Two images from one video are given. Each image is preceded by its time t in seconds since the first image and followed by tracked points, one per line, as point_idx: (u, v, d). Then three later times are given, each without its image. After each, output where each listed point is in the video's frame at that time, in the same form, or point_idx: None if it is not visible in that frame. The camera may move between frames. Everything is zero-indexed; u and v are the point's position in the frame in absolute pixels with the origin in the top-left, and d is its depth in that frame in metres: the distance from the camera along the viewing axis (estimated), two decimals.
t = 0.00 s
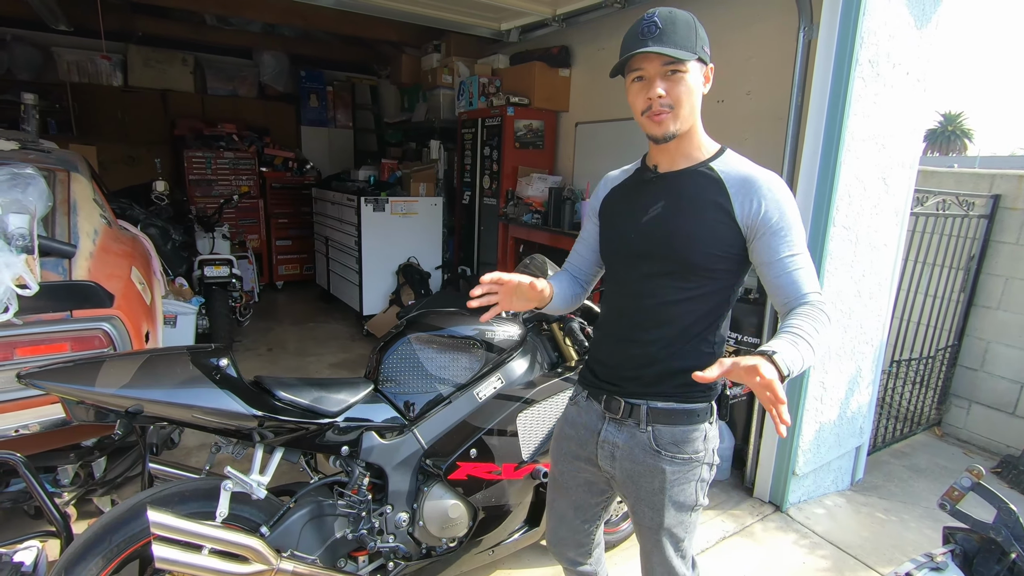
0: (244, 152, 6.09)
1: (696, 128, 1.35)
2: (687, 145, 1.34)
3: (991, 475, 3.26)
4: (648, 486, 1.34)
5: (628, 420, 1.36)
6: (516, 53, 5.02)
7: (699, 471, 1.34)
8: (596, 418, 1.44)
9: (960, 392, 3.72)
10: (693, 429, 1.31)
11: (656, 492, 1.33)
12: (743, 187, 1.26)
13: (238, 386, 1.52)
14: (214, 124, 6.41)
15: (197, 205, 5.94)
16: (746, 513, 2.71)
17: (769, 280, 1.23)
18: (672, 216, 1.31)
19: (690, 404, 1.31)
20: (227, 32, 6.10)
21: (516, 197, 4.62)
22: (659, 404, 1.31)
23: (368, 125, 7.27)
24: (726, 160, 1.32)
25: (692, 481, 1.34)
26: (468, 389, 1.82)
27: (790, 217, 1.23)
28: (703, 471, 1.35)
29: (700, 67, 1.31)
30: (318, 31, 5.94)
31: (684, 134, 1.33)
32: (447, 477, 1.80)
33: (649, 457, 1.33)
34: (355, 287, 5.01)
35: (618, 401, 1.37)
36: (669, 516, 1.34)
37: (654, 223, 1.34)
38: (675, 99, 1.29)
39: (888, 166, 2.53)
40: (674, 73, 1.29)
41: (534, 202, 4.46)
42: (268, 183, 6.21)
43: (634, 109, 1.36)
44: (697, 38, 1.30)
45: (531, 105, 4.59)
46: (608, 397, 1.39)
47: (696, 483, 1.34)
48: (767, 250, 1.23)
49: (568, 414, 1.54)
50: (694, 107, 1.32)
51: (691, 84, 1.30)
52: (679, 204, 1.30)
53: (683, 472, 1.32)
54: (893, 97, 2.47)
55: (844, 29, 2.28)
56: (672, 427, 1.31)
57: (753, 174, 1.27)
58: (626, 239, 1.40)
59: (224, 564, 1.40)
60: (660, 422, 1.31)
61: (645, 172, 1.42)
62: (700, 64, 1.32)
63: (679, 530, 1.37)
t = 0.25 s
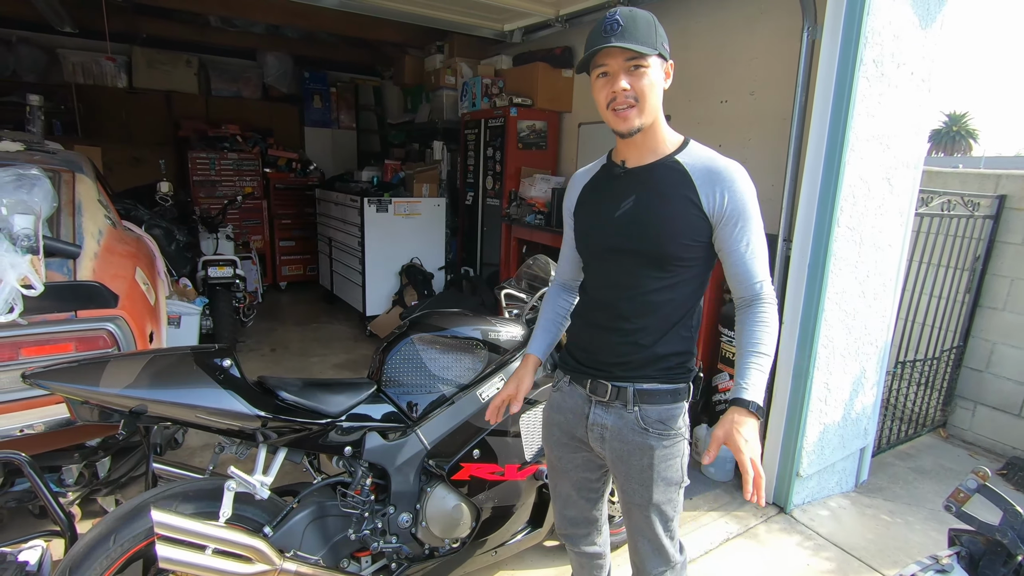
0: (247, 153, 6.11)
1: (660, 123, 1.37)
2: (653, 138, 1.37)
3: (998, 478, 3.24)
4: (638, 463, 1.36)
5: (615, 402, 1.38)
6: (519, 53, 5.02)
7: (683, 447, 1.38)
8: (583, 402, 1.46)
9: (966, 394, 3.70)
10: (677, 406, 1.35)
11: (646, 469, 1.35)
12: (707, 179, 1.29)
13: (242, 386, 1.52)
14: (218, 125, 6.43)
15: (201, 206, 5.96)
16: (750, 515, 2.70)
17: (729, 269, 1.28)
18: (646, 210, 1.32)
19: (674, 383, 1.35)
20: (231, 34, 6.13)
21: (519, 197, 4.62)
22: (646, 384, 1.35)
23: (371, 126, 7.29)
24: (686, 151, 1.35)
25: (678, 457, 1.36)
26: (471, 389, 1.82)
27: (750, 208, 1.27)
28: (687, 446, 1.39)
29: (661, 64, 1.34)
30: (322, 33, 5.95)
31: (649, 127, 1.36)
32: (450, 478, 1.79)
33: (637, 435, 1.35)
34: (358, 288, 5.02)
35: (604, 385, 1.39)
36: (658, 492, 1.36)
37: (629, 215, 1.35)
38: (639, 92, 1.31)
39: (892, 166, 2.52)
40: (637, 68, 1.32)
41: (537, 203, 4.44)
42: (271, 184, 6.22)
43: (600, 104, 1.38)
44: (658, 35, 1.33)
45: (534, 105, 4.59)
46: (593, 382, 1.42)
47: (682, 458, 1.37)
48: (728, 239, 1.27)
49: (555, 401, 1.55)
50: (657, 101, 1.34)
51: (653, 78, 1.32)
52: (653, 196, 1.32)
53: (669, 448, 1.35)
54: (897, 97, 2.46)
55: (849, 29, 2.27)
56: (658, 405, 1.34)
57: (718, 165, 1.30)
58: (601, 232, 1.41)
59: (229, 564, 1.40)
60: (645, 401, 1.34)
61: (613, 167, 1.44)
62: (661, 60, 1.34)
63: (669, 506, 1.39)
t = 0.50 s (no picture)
0: (251, 154, 6.12)
1: (629, 127, 1.36)
2: (626, 144, 1.37)
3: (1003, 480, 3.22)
4: (639, 444, 1.37)
5: (616, 387, 1.39)
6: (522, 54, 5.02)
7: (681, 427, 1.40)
8: (584, 388, 1.47)
9: (972, 395, 3.68)
10: (677, 388, 1.37)
11: (648, 450, 1.36)
12: (687, 172, 1.29)
13: (243, 386, 1.52)
14: (221, 125, 6.44)
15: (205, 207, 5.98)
16: (753, 516, 2.69)
17: (709, 260, 1.31)
18: (631, 209, 1.32)
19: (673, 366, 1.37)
20: (235, 35, 6.15)
21: (521, 198, 4.62)
22: (647, 367, 1.36)
23: (374, 127, 7.30)
24: (665, 146, 1.35)
25: (678, 437, 1.39)
26: (474, 390, 1.82)
27: (728, 199, 1.28)
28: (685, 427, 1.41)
29: (618, 70, 1.31)
30: (326, 34, 5.96)
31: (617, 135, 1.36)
32: (453, 479, 1.79)
33: (638, 417, 1.37)
34: (361, 288, 5.03)
35: (606, 370, 1.40)
36: (659, 472, 1.38)
37: (616, 214, 1.35)
38: (597, 110, 1.32)
39: (897, 166, 2.51)
40: (590, 87, 1.30)
41: (539, 204, 4.44)
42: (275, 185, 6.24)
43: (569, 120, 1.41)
44: (607, 44, 1.28)
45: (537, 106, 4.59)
46: (593, 369, 1.42)
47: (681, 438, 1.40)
48: (708, 231, 1.29)
49: (557, 390, 1.57)
50: (620, 109, 1.33)
51: (611, 89, 1.30)
52: (639, 192, 1.32)
53: (670, 427, 1.37)
54: (902, 96, 2.46)
55: (853, 29, 2.27)
56: (659, 387, 1.36)
57: (697, 158, 1.30)
58: (588, 232, 1.41)
59: (233, 564, 1.41)
60: (646, 383, 1.36)
61: (595, 168, 1.45)
62: (619, 65, 1.31)
63: (669, 486, 1.40)
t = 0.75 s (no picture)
0: (254, 155, 6.14)
1: (617, 131, 1.36)
2: (619, 148, 1.37)
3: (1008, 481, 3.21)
4: (646, 435, 1.37)
5: (624, 379, 1.38)
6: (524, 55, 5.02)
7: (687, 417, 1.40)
8: (592, 382, 1.47)
9: (976, 396, 3.67)
10: (684, 379, 1.37)
11: (654, 441, 1.36)
12: (684, 168, 1.30)
13: (246, 386, 1.52)
14: (224, 126, 6.45)
15: (208, 207, 6.00)
16: (756, 517, 2.69)
17: (709, 257, 1.31)
18: (631, 211, 1.32)
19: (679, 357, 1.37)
20: (239, 36, 6.17)
21: (524, 198, 4.61)
22: (654, 360, 1.36)
23: (377, 127, 7.32)
24: (661, 143, 1.36)
25: (684, 428, 1.39)
26: (477, 390, 1.82)
27: (726, 193, 1.28)
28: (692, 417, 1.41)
29: (596, 81, 1.31)
30: (328, 35, 5.97)
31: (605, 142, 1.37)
32: (456, 479, 1.79)
33: (645, 408, 1.36)
34: (364, 288, 5.03)
35: (613, 364, 1.40)
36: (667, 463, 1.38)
37: (614, 219, 1.35)
38: (578, 123, 1.33)
39: (901, 166, 2.51)
40: (569, 104, 1.32)
41: (542, 204, 4.45)
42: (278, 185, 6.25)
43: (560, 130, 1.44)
44: (582, 57, 1.28)
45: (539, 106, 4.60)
46: (599, 364, 1.43)
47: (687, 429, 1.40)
48: (707, 227, 1.29)
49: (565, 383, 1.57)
50: (603, 118, 1.33)
51: (590, 100, 1.31)
52: (637, 194, 1.32)
53: (677, 418, 1.37)
54: (906, 97, 2.45)
55: (857, 29, 2.26)
56: (667, 379, 1.36)
57: (691, 155, 1.31)
58: (590, 234, 1.41)
59: (236, 564, 1.41)
60: (653, 375, 1.36)
61: (594, 172, 1.45)
62: (596, 75, 1.30)
63: (676, 476, 1.40)
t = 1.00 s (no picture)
0: (256, 155, 6.15)
1: (637, 129, 1.36)
2: (641, 147, 1.37)
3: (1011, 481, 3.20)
4: (659, 442, 1.37)
5: (636, 386, 1.38)
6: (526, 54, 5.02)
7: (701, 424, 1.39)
8: (604, 386, 1.46)
9: (979, 395, 3.66)
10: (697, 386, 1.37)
11: (668, 448, 1.36)
12: (703, 169, 1.28)
13: (248, 386, 1.53)
14: (226, 126, 6.46)
15: (210, 208, 6.01)
16: (758, 517, 2.68)
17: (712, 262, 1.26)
18: (647, 212, 1.32)
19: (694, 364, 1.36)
20: (240, 36, 6.18)
21: (526, 198, 4.62)
22: (667, 368, 1.35)
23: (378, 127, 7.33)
24: (682, 145, 1.34)
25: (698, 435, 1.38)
26: (479, 390, 1.82)
27: (742, 200, 1.24)
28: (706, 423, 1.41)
29: (620, 79, 1.30)
30: (330, 35, 5.98)
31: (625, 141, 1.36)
32: (457, 479, 1.79)
33: (657, 415, 1.36)
34: (366, 288, 5.03)
35: (626, 368, 1.40)
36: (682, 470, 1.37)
37: (631, 221, 1.35)
38: (599, 120, 1.33)
39: (904, 164, 2.50)
40: (590, 99, 1.31)
41: (544, 204, 4.45)
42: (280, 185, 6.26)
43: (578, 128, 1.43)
44: (607, 54, 1.28)
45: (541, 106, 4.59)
46: (611, 368, 1.43)
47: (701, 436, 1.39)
48: (715, 230, 1.24)
49: (575, 386, 1.57)
50: (624, 116, 1.32)
51: (612, 98, 1.30)
52: (651, 197, 1.32)
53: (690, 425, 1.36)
54: (909, 95, 2.44)
55: (859, 27, 2.25)
56: (679, 387, 1.35)
57: (711, 158, 1.29)
58: (606, 235, 1.42)
59: (238, 564, 1.41)
60: (665, 383, 1.35)
61: (612, 173, 1.45)
62: (619, 74, 1.30)
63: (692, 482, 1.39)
